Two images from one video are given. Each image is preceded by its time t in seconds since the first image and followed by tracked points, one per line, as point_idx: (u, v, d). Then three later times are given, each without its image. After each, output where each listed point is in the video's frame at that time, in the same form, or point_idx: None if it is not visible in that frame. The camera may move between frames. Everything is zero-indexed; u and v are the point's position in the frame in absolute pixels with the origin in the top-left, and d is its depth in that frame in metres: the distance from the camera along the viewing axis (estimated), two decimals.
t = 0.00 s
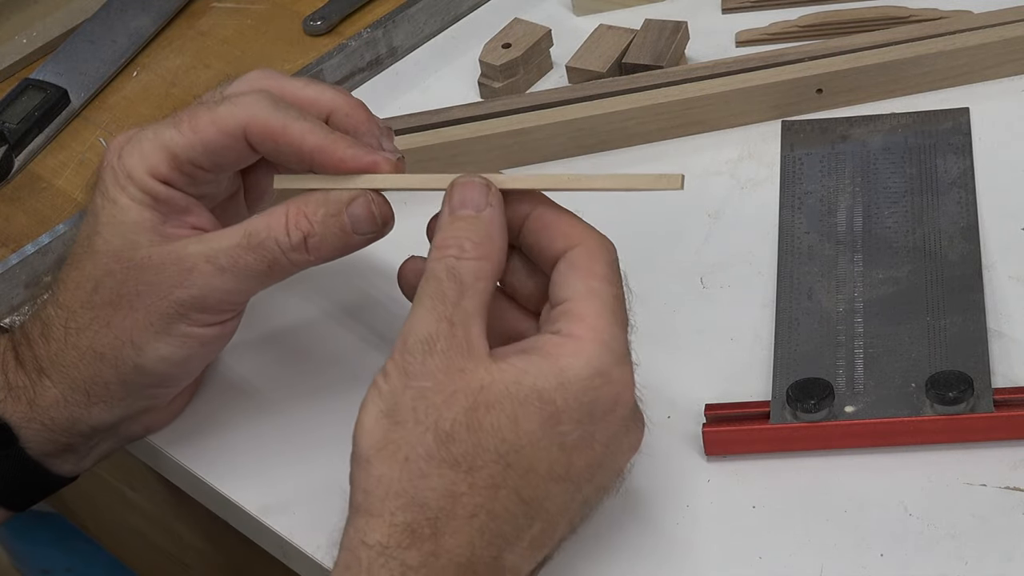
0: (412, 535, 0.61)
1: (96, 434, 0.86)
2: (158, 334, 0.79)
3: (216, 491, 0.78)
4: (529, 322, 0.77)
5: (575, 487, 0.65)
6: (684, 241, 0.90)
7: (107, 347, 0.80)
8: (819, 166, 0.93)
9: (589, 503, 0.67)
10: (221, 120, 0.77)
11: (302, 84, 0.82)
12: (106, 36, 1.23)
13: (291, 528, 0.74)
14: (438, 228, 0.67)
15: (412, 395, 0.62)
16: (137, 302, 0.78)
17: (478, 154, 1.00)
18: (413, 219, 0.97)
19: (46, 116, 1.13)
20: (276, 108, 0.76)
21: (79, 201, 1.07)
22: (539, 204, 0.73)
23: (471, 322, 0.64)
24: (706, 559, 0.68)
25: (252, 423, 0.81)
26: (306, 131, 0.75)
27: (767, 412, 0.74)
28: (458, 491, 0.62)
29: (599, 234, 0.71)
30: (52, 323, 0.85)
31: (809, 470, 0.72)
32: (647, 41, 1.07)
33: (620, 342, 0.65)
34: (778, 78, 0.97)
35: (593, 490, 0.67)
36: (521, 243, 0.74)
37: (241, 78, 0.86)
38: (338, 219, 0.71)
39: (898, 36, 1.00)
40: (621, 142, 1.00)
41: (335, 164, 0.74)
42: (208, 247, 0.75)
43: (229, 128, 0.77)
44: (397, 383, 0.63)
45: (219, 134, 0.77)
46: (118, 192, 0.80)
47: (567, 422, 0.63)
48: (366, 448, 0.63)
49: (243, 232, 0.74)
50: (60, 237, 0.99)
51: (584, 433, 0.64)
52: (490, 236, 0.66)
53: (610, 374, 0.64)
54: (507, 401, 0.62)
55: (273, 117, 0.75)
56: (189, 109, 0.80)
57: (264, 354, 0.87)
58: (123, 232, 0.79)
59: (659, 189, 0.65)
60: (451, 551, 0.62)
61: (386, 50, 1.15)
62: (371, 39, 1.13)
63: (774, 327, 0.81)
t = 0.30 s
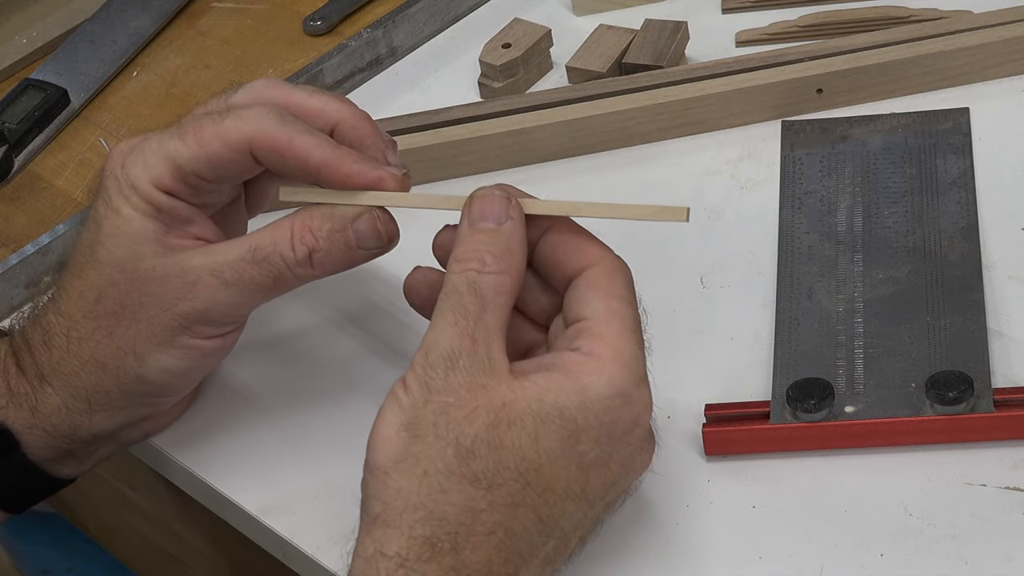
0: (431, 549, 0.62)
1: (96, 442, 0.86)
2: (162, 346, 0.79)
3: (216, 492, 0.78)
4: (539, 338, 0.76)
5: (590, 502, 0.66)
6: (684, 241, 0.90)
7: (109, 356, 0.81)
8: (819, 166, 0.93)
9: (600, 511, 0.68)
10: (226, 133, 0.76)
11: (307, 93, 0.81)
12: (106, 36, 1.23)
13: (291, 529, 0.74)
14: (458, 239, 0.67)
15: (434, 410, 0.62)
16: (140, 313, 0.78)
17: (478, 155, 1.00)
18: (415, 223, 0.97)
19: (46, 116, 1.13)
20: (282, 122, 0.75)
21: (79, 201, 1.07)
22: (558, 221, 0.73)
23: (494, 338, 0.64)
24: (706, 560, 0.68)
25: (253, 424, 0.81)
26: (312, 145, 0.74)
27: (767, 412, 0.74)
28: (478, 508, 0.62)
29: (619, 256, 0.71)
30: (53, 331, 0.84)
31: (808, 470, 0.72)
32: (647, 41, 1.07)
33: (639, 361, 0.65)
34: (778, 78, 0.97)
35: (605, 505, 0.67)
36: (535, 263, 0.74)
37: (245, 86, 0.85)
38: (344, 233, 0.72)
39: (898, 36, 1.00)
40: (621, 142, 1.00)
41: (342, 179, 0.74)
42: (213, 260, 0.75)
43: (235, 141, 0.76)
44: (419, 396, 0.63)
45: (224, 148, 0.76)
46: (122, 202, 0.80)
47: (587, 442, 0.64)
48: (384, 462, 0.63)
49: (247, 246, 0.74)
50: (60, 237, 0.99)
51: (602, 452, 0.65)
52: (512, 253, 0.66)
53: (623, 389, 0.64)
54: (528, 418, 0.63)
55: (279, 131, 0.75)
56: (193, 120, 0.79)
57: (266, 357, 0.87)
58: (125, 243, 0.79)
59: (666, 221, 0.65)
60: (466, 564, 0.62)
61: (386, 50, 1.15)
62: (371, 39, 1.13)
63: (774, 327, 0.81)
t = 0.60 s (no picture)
0: (428, 552, 0.62)
1: (98, 446, 0.86)
2: (163, 354, 0.79)
3: (217, 492, 0.78)
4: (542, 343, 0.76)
5: (588, 507, 0.66)
6: (685, 241, 0.90)
7: (111, 363, 0.81)
8: (819, 166, 0.93)
9: (603, 513, 0.67)
10: (228, 141, 0.75)
11: (308, 98, 0.81)
12: (106, 36, 1.23)
13: (291, 528, 0.74)
14: (461, 245, 0.66)
15: (431, 415, 0.62)
16: (142, 320, 0.78)
17: (478, 155, 1.00)
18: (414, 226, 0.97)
19: (46, 116, 1.13)
20: (284, 129, 0.75)
21: (79, 201, 1.07)
22: (564, 230, 0.72)
23: (493, 344, 0.64)
24: (706, 560, 0.68)
25: (253, 425, 0.82)
26: (315, 153, 0.74)
27: (767, 412, 0.74)
28: (475, 512, 0.62)
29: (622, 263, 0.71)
30: (54, 337, 0.84)
31: (808, 469, 0.72)
32: (647, 41, 1.07)
33: (637, 366, 0.65)
34: (778, 78, 0.97)
35: (606, 509, 0.67)
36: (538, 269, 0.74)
37: (245, 88, 0.85)
38: (346, 241, 0.73)
39: (898, 36, 1.00)
40: (621, 142, 1.00)
41: (346, 186, 0.74)
42: (214, 267, 0.75)
43: (236, 149, 0.75)
44: (416, 403, 0.63)
45: (226, 155, 0.75)
46: (122, 208, 0.79)
47: (585, 447, 0.64)
48: (381, 466, 0.63)
49: (249, 254, 0.74)
50: (60, 237, 0.99)
51: (600, 457, 0.65)
52: (516, 261, 0.65)
53: (621, 394, 0.64)
54: (526, 424, 0.63)
55: (282, 139, 0.74)
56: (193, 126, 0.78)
57: (267, 359, 0.87)
58: (126, 250, 0.78)
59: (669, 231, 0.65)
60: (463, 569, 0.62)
61: (386, 50, 1.15)
62: (371, 39, 1.13)
63: (774, 327, 0.81)
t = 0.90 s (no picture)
0: (433, 553, 0.62)
1: (100, 448, 0.86)
2: (166, 357, 0.79)
3: (217, 492, 0.78)
4: (546, 345, 0.76)
5: (591, 510, 0.66)
6: (685, 241, 0.89)
7: (113, 367, 0.81)
8: (819, 166, 0.93)
9: (604, 514, 0.67)
10: (232, 144, 0.75)
11: (312, 101, 0.81)
12: (106, 36, 1.23)
13: (291, 528, 0.74)
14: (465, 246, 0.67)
15: (435, 416, 0.62)
16: (144, 323, 0.78)
17: (478, 155, 0.99)
18: (415, 226, 0.97)
19: (46, 116, 1.12)
20: (287, 132, 0.75)
21: (79, 201, 1.07)
22: (570, 231, 0.72)
23: (497, 346, 0.64)
24: (706, 560, 0.68)
25: (254, 426, 0.82)
26: (319, 157, 0.74)
27: (767, 412, 0.74)
28: (479, 513, 0.62)
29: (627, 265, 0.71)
30: (57, 339, 0.84)
31: (808, 469, 0.72)
32: (647, 41, 1.07)
33: (640, 369, 0.65)
34: (778, 78, 0.97)
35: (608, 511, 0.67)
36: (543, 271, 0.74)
37: (249, 90, 0.85)
38: (349, 246, 0.73)
39: (898, 36, 1.00)
40: (621, 142, 1.00)
41: (349, 191, 0.74)
42: (217, 271, 0.75)
43: (240, 152, 0.75)
44: (420, 403, 0.63)
45: (230, 158, 0.76)
46: (126, 211, 0.79)
47: (588, 449, 0.64)
48: (384, 467, 0.63)
49: (252, 258, 0.74)
50: (60, 237, 0.99)
51: (603, 459, 0.65)
52: (520, 266, 0.66)
53: (623, 397, 0.64)
54: (529, 426, 0.63)
55: (286, 143, 0.74)
56: (198, 129, 0.79)
57: (268, 360, 0.87)
58: (128, 254, 0.79)
59: (673, 231, 0.65)
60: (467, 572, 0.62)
61: (386, 50, 1.15)
62: (371, 39, 1.13)
63: (774, 327, 0.81)
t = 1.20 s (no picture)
0: (437, 545, 0.61)
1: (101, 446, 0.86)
2: (166, 354, 0.79)
3: (218, 492, 0.78)
4: (547, 342, 0.76)
5: (594, 507, 0.66)
6: (685, 241, 0.90)
7: (112, 365, 0.81)
8: (819, 166, 0.93)
9: (604, 511, 0.67)
10: (233, 143, 0.76)
11: (313, 101, 0.81)
12: (106, 36, 1.23)
13: (291, 528, 0.74)
14: (466, 243, 0.67)
15: (438, 410, 0.62)
16: (143, 322, 0.78)
17: (478, 154, 0.99)
18: (416, 225, 0.97)
19: (46, 116, 1.12)
20: (288, 132, 0.75)
21: (79, 201, 1.08)
22: (570, 229, 0.72)
23: (498, 341, 0.64)
24: (707, 559, 0.68)
25: (254, 426, 0.82)
26: (319, 157, 0.74)
27: (767, 412, 0.74)
28: (482, 507, 0.62)
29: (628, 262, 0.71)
30: (56, 337, 0.84)
31: (807, 470, 0.72)
32: (647, 41, 1.07)
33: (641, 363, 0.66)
34: (778, 78, 0.97)
35: (608, 509, 0.67)
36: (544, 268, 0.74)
37: (250, 89, 0.85)
38: (349, 245, 0.73)
39: (898, 36, 1.00)
40: (621, 142, 1.00)
41: (348, 190, 0.74)
42: (217, 271, 0.75)
43: (240, 151, 0.76)
44: (423, 397, 0.63)
45: (230, 157, 0.76)
46: (125, 209, 0.79)
47: (590, 444, 0.64)
48: (387, 461, 0.62)
49: (251, 257, 0.74)
50: (60, 237, 0.99)
51: (606, 454, 0.65)
52: (521, 263, 0.66)
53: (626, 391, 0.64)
54: (532, 420, 0.63)
55: (286, 143, 0.75)
56: (198, 128, 0.79)
57: (269, 360, 0.87)
58: (128, 252, 0.79)
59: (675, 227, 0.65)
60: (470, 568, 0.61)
61: (386, 50, 1.15)
62: (371, 39, 1.13)
63: (774, 327, 0.81)
